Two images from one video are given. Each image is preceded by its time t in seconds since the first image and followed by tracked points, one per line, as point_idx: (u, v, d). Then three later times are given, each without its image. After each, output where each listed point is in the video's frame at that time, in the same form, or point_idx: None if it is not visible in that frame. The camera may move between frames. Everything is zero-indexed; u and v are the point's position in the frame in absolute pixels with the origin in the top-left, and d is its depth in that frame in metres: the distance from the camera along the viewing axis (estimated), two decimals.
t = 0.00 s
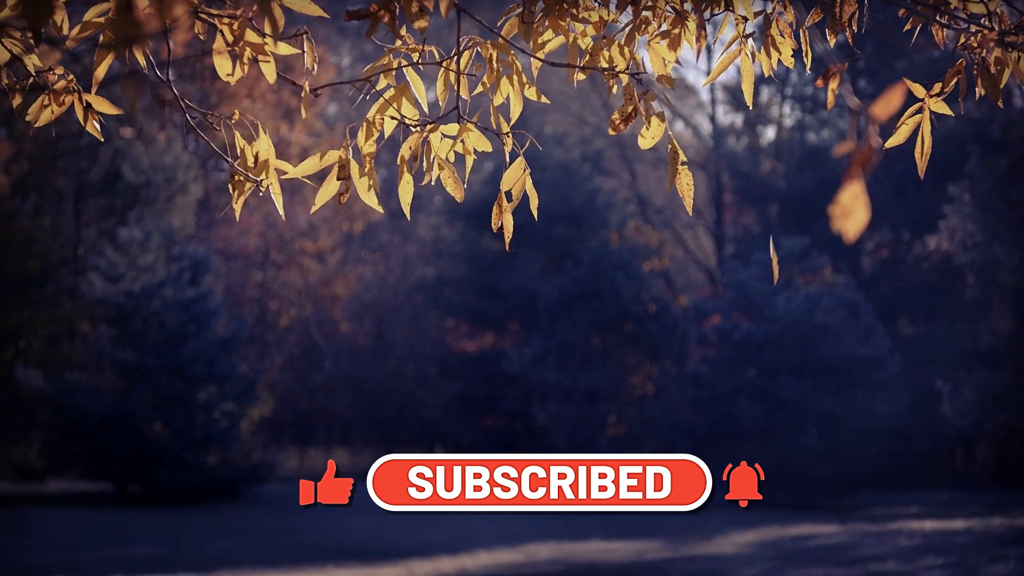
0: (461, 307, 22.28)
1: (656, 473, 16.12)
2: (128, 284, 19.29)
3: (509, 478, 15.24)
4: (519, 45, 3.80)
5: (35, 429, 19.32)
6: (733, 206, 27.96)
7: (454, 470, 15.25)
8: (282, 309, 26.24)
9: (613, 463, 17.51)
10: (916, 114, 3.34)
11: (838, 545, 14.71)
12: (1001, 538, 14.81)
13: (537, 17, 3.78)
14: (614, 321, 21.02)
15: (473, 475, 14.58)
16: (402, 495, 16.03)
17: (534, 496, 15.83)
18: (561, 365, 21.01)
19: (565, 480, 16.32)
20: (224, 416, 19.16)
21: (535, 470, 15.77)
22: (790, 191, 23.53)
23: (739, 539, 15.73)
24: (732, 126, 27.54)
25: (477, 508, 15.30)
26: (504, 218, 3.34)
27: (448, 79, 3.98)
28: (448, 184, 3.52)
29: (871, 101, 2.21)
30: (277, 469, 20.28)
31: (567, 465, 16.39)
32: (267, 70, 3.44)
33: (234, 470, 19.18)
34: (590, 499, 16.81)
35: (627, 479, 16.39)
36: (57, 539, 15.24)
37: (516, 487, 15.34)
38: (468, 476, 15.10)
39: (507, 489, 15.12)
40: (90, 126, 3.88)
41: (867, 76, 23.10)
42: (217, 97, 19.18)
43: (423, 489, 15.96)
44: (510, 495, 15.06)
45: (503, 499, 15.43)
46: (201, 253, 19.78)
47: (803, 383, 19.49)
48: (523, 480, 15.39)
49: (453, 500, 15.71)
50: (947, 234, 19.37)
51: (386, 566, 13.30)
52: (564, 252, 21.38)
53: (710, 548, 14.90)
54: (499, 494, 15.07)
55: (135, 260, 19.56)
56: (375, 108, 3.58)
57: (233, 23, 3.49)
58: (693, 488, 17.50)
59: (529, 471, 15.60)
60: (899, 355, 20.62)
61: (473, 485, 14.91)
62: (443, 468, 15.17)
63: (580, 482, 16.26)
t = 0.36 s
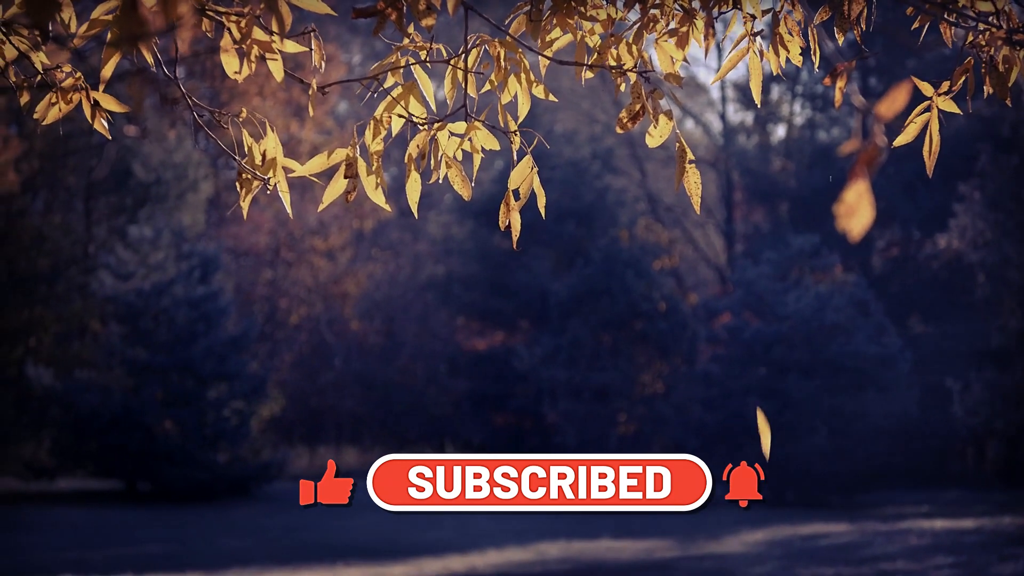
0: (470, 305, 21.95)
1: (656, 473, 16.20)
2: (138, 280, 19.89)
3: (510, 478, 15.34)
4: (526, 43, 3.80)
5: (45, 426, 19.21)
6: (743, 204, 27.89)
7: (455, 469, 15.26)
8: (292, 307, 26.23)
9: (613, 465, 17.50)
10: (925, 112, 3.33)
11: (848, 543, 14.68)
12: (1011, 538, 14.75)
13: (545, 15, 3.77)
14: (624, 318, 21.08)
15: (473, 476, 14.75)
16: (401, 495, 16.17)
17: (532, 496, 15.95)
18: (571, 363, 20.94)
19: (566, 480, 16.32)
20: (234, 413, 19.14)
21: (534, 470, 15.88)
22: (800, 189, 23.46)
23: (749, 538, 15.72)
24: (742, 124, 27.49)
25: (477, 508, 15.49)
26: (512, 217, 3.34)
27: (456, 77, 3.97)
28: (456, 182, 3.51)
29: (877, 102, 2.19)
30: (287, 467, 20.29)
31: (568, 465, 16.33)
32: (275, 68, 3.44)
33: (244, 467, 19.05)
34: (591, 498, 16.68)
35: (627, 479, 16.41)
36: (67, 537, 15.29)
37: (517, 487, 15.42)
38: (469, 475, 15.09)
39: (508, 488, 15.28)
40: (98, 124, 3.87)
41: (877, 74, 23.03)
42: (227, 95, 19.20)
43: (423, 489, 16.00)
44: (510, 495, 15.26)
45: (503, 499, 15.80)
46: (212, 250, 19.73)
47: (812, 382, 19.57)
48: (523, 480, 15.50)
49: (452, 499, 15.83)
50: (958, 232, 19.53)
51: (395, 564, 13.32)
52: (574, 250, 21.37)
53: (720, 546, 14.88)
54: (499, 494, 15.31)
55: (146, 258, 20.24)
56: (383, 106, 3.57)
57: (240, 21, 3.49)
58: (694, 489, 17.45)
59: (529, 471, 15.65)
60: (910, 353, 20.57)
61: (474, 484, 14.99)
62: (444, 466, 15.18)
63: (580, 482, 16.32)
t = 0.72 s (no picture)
0: (476, 306, 22.03)
1: (656, 473, 16.68)
2: (143, 281, 19.43)
3: (510, 478, 15.96)
4: (527, 44, 3.80)
5: (50, 425, 19.32)
6: (748, 204, 27.90)
7: (455, 468, 15.74)
8: (297, 307, 26.13)
9: (614, 464, 17.56)
10: (925, 113, 3.33)
11: (852, 544, 14.65)
12: (1016, 538, 14.73)
13: (546, 16, 3.78)
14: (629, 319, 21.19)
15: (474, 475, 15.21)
16: (400, 495, 16.31)
17: (535, 497, 16.36)
18: (576, 363, 21.02)
19: (567, 481, 16.62)
20: (239, 413, 19.05)
21: (535, 470, 16.28)
22: (805, 189, 23.45)
23: (753, 538, 15.70)
24: (748, 125, 27.58)
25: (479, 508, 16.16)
26: (512, 218, 3.35)
27: (456, 78, 3.97)
28: (457, 183, 3.52)
29: (875, 102, 2.20)
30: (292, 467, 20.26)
31: (568, 466, 16.64)
32: (274, 68, 3.45)
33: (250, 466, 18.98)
34: (593, 499, 16.71)
35: (627, 480, 16.87)
36: (69, 536, 15.28)
37: (518, 487, 15.98)
38: (470, 473, 15.59)
39: (508, 489, 15.89)
40: (97, 124, 3.84)
41: (883, 74, 23.00)
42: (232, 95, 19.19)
43: (421, 489, 16.19)
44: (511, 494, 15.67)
45: (503, 499, 16.30)
46: (217, 250, 19.64)
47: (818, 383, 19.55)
48: (523, 480, 15.90)
49: (453, 499, 16.35)
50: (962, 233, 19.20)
51: (399, 564, 13.32)
52: (579, 251, 21.36)
53: (724, 547, 14.85)
54: (500, 494, 15.85)
55: (150, 258, 19.72)
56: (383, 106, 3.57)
57: (239, 21, 3.50)
58: (695, 490, 17.51)
59: (528, 472, 15.98)
60: (914, 353, 20.56)
61: (475, 482, 15.55)
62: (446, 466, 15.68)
63: (580, 483, 16.71)
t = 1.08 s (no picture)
0: (477, 309, 21.88)
1: (656, 473, 16.28)
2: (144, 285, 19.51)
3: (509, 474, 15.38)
4: (523, 49, 3.82)
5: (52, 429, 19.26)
6: (749, 208, 28.00)
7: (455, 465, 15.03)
8: (299, 311, 26.33)
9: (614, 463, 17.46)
10: (921, 117, 3.34)
11: (854, 548, 14.64)
12: (1018, 542, 14.72)
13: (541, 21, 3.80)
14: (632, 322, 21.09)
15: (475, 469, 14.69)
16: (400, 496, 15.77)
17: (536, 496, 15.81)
18: (576, 367, 20.86)
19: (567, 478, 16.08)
20: (240, 418, 18.89)
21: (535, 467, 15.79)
22: (806, 193, 23.51)
23: (754, 542, 15.69)
24: (749, 128, 27.72)
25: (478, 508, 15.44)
26: (508, 223, 3.35)
27: (453, 83, 3.98)
28: (452, 188, 3.53)
29: (866, 107, 2.21)
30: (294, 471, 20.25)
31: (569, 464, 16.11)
32: (269, 73, 3.47)
33: (251, 471, 18.83)
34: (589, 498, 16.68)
35: (627, 480, 16.50)
36: (70, 541, 15.22)
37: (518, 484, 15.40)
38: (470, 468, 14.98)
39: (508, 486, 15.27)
40: (94, 129, 3.95)
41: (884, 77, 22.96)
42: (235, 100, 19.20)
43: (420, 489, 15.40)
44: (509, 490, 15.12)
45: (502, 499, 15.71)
46: (218, 254, 19.65)
47: (820, 387, 19.55)
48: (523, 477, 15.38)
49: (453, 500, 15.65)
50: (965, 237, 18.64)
51: (402, 568, 13.28)
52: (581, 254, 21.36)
53: (726, 551, 14.85)
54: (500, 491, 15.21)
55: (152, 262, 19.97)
56: (379, 112, 3.59)
57: (235, 26, 3.52)
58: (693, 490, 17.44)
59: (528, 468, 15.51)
60: (916, 357, 20.58)
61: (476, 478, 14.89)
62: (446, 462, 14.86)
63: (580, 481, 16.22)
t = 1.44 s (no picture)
0: (479, 313, 21.74)
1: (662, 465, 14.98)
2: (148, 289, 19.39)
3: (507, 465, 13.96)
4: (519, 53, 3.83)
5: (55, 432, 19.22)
6: (752, 211, 28.09)
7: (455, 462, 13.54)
8: (301, 315, 26.76)
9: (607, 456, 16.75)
10: (917, 121, 3.34)
11: (857, 551, 14.65)
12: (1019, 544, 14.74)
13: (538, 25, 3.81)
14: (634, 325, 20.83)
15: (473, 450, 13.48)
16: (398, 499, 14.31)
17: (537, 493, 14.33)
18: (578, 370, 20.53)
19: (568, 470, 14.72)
20: (243, 422, 19.10)
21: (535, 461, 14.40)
22: (808, 197, 23.54)
23: (756, 545, 15.67)
24: (753, 132, 27.32)
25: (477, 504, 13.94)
26: (504, 227, 3.36)
27: (449, 87, 4.00)
28: (448, 192, 3.53)
29: (856, 109, 2.20)
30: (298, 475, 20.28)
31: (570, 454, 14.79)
32: (264, 78, 3.46)
33: (254, 475, 19.21)
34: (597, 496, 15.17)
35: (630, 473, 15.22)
36: (71, 544, 15.20)
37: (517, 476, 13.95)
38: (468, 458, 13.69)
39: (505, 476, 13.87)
40: (90, 135, 3.98)
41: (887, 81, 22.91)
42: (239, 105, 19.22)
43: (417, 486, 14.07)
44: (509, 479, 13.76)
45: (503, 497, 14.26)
46: (221, 258, 19.71)
47: (822, 390, 19.51)
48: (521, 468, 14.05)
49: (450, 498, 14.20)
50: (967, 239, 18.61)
51: (404, 571, 13.23)
52: (584, 258, 21.40)
53: (728, 554, 14.86)
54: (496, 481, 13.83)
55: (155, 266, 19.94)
56: (375, 116, 3.60)
57: (231, 31, 3.53)
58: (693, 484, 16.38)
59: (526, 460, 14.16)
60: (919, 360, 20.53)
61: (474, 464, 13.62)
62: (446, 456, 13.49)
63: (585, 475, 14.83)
